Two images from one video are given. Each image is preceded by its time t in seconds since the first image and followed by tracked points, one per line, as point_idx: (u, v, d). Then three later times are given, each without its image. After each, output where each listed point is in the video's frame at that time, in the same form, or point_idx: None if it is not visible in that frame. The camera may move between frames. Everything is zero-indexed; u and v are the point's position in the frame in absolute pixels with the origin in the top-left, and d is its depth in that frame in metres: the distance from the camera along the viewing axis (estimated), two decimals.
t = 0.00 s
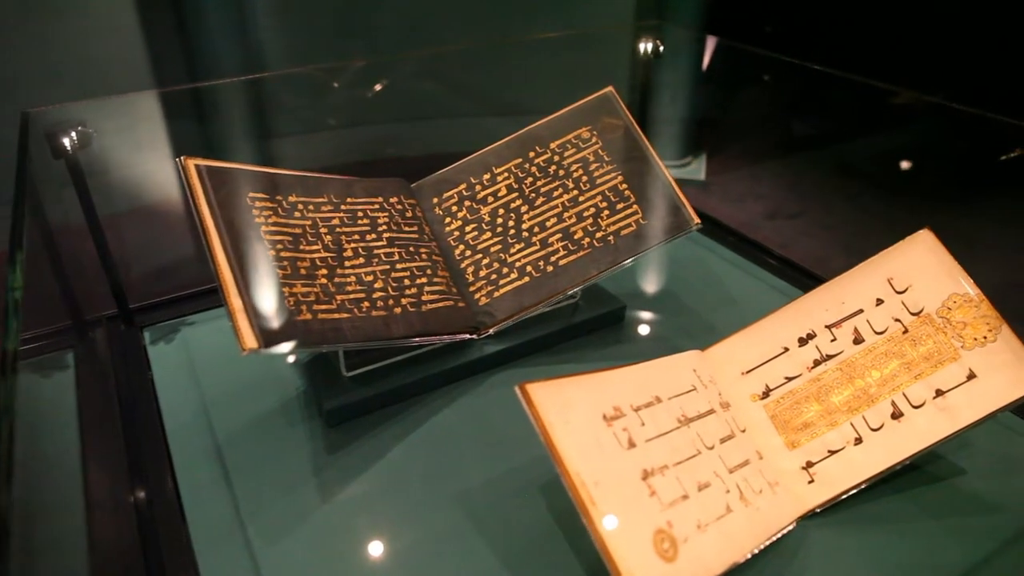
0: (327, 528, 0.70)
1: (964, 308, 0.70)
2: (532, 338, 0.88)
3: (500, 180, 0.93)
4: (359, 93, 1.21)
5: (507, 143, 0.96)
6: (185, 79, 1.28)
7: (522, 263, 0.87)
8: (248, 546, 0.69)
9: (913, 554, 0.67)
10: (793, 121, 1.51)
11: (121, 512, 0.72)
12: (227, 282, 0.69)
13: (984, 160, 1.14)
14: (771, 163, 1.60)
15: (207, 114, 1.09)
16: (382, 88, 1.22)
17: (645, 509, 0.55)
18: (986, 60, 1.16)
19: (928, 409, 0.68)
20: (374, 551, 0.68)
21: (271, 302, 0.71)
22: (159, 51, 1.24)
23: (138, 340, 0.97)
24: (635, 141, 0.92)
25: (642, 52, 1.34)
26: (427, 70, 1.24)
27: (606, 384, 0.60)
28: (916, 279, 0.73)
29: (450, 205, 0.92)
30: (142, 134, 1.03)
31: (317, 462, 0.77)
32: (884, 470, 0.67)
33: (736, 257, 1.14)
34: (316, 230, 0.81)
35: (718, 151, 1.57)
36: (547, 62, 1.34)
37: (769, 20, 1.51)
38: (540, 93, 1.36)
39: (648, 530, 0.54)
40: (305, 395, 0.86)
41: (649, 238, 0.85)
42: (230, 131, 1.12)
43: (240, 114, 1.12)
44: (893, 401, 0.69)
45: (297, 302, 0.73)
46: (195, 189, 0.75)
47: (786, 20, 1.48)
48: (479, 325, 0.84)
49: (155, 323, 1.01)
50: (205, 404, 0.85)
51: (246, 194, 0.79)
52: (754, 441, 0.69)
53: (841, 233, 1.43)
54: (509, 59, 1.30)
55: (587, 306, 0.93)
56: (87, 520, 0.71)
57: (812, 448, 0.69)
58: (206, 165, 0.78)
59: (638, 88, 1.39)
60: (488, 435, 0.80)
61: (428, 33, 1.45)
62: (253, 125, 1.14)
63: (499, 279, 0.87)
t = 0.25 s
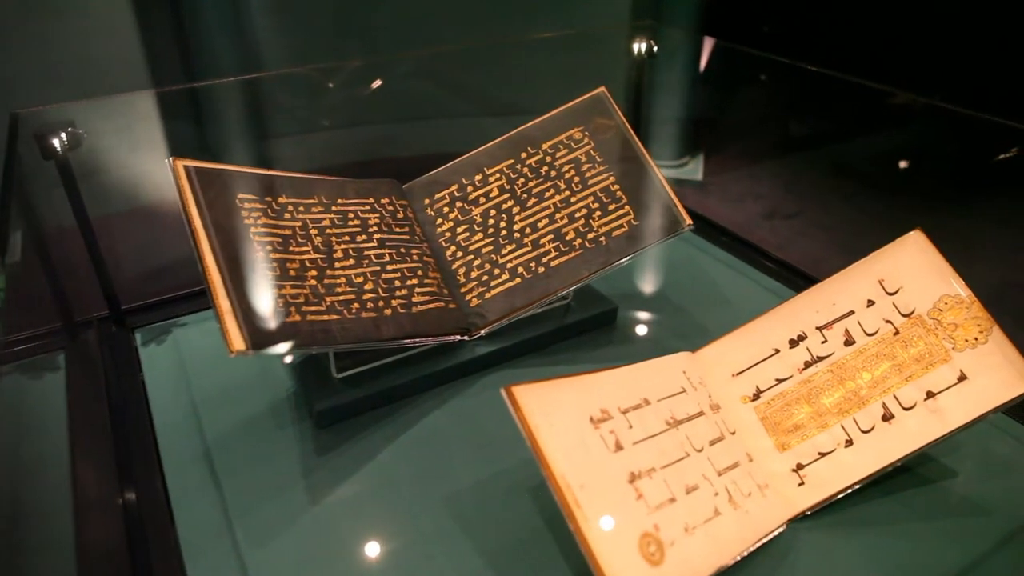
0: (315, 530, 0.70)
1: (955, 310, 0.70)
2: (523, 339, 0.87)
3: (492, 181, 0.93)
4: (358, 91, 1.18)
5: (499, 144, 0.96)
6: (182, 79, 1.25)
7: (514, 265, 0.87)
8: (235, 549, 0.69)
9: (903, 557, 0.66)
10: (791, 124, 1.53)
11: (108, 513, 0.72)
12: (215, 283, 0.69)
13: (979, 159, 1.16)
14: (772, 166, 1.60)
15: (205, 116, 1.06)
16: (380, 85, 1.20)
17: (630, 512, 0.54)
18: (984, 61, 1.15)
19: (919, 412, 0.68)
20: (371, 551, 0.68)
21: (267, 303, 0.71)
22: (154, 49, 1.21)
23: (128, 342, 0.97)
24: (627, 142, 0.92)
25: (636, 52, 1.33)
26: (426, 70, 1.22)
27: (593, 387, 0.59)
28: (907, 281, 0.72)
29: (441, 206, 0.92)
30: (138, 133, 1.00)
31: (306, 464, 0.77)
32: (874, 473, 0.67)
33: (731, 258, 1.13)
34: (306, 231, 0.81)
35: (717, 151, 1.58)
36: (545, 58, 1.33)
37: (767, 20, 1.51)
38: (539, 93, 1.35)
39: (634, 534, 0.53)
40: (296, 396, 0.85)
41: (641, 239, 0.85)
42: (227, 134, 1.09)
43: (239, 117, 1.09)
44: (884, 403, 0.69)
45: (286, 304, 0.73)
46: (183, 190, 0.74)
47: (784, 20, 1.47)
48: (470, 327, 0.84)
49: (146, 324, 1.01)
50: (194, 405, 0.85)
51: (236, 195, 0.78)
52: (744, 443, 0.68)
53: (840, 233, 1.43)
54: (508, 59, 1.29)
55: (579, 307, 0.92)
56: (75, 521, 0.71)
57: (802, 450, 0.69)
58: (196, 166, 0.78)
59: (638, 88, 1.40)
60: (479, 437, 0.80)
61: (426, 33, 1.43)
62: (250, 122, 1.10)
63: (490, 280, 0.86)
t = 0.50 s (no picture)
0: (304, 532, 0.70)
1: (946, 312, 0.69)
2: (514, 340, 0.87)
3: (483, 181, 0.92)
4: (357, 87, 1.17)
5: (491, 144, 0.95)
6: (181, 80, 1.20)
7: (505, 266, 0.87)
8: (223, 552, 0.68)
9: (892, 559, 0.66)
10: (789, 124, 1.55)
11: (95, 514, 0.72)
12: (202, 285, 0.69)
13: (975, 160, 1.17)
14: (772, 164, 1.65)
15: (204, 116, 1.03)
16: (378, 83, 1.19)
17: (615, 516, 0.54)
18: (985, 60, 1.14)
19: (910, 414, 0.67)
20: (370, 552, 0.68)
21: (269, 302, 0.72)
22: (150, 50, 1.16)
23: (119, 343, 0.97)
24: (619, 142, 0.91)
25: (629, 51, 1.34)
26: (423, 71, 1.22)
27: (578, 389, 0.59)
28: (899, 282, 0.72)
29: (433, 207, 0.92)
30: (135, 133, 0.97)
31: (295, 466, 0.76)
32: (864, 475, 0.66)
33: (727, 259, 1.13)
34: (295, 233, 0.80)
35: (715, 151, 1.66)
36: (543, 57, 1.32)
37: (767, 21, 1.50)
38: (537, 93, 1.35)
39: (618, 538, 0.53)
40: (286, 398, 0.85)
41: (633, 240, 0.85)
42: (226, 136, 1.06)
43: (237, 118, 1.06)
44: (874, 405, 0.68)
45: (274, 306, 0.72)
46: (171, 192, 0.74)
47: (784, 20, 1.47)
48: (461, 328, 0.83)
49: (138, 325, 1.01)
50: (184, 406, 0.85)
51: (225, 197, 0.78)
52: (733, 445, 0.68)
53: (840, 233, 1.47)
54: (507, 59, 1.29)
55: (571, 309, 0.92)
56: (61, 522, 0.71)
57: (792, 452, 0.68)
58: (184, 168, 0.77)
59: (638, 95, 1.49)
60: (469, 439, 0.80)
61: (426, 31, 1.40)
62: (249, 122, 1.08)
63: (481, 281, 0.86)
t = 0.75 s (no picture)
0: (293, 533, 0.70)
1: (937, 313, 0.69)
2: (505, 342, 0.87)
3: (474, 182, 0.92)
4: (354, 85, 1.16)
5: (482, 145, 0.95)
6: (176, 79, 1.19)
7: (495, 267, 0.86)
8: (211, 553, 0.68)
9: (881, 562, 0.66)
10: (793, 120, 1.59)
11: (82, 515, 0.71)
12: (189, 287, 0.69)
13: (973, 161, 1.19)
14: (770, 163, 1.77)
15: (200, 115, 1.04)
16: (373, 80, 1.18)
17: (600, 519, 0.54)
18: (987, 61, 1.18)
19: (900, 416, 0.67)
20: (367, 553, 0.68)
21: (269, 303, 0.73)
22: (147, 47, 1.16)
23: (110, 344, 0.96)
24: (610, 142, 0.91)
25: (624, 52, 1.31)
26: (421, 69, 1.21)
27: (565, 392, 0.59)
28: (890, 283, 0.71)
29: (423, 208, 0.91)
30: (133, 132, 0.96)
31: (284, 468, 0.76)
32: (854, 478, 0.66)
33: (720, 260, 1.12)
34: (284, 234, 0.80)
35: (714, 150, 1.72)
36: (540, 55, 1.31)
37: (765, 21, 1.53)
38: (534, 92, 1.35)
39: (603, 541, 0.53)
40: (275, 399, 0.85)
41: (624, 241, 0.84)
42: (222, 137, 1.08)
43: (232, 116, 1.06)
44: (865, 407, 0.68)
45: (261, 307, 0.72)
46: (158, 193, 0.74)
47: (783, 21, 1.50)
48: (452, 330, 0.83)
49: (127, 327, 1.00)
50: (174, 410, 0.85)
51: (213, 198, 0.78)
52: (722, 448, 0.68)
53: (839, 232, 1.57)
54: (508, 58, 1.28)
55: (562, 310, 0.92)
56: (49, 522, 0.71)
57: (782, 455, 0.68)
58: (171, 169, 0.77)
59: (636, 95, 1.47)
60: (459, 440, 0.79)
61: (425, 29, 1.39)
62: (244, 118, 1.08)
63: (472, 282, 0.86)
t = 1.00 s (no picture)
0: (280, 535, 0.69)
1: (928, 314, 0.68)
2: (495, 343, 0.86)
3: (465, 183, 0.91)
4: (349, 83, 1.14)
5: (473, 145, 0.94)
6: (172, 79, 1.17)
7: (486, 268, 0.86)
8: (196, 555, 0.68)
9: (869, 565, 0.65)
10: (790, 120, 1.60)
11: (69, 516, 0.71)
12: (176, 289, 0.68)
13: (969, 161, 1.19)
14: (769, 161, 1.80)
15: (195, 116, 1.01)
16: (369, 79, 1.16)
17: (585, 523, 0.53)
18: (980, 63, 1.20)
19: (890, 418, 0.67)
20: (363, 554, 0.67)
21: (262, 303, 0.73)
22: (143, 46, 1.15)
23: (101, 345, 0.96)
24: (602, 143, 0.90)
25: (615, 52, 1.30)
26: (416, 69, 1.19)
27: (551, 395, 0.58)
28: (880, 285, 0.71)
29: (414, 208, 0.91)
30: (129, 133, 0.95)
31: (272, 470, 0.76)
32: (844, 481, 0.66)
33: (714, 261, 1.12)
34: (272, 235, 0.80)
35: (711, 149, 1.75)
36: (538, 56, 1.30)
37: (764, 20, 1.58)
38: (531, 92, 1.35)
39: (588, 545, 0.52)
40: (264, 401, 0.85)
41: (615, 242, 0.84)
42: (217, 141, 1.05)
43: (228, 116, 1.04)
44: (855, 410, 0.68)
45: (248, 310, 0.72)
46: (145, 195, 0.73)
47: (780, 21, 1.55)
48: (442, 331, 0.83)
49: (119, 328, 1.00)
50: (163, 411, 0.84)
51: (200, 199, 0.77)
52: (711, 451, 0.67)
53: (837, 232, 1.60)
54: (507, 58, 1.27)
55: (553, 311, 0.91)
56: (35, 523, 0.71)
57: (771, 458, 0.67)
58: (159, 170, 0.76)
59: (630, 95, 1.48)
60: (448, 442, 0.79)
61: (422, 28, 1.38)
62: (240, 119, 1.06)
63: (463, 283, 0.85)
